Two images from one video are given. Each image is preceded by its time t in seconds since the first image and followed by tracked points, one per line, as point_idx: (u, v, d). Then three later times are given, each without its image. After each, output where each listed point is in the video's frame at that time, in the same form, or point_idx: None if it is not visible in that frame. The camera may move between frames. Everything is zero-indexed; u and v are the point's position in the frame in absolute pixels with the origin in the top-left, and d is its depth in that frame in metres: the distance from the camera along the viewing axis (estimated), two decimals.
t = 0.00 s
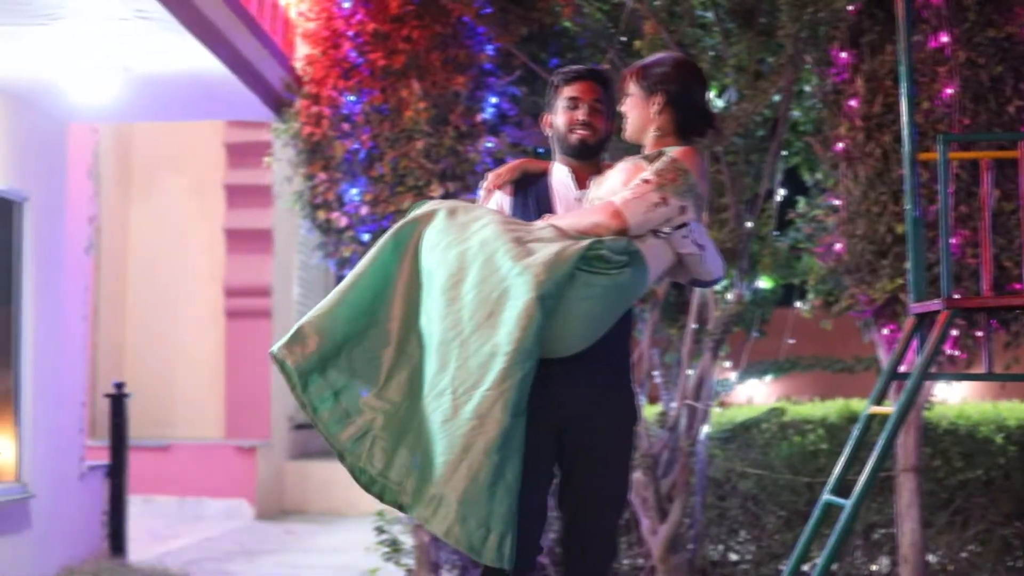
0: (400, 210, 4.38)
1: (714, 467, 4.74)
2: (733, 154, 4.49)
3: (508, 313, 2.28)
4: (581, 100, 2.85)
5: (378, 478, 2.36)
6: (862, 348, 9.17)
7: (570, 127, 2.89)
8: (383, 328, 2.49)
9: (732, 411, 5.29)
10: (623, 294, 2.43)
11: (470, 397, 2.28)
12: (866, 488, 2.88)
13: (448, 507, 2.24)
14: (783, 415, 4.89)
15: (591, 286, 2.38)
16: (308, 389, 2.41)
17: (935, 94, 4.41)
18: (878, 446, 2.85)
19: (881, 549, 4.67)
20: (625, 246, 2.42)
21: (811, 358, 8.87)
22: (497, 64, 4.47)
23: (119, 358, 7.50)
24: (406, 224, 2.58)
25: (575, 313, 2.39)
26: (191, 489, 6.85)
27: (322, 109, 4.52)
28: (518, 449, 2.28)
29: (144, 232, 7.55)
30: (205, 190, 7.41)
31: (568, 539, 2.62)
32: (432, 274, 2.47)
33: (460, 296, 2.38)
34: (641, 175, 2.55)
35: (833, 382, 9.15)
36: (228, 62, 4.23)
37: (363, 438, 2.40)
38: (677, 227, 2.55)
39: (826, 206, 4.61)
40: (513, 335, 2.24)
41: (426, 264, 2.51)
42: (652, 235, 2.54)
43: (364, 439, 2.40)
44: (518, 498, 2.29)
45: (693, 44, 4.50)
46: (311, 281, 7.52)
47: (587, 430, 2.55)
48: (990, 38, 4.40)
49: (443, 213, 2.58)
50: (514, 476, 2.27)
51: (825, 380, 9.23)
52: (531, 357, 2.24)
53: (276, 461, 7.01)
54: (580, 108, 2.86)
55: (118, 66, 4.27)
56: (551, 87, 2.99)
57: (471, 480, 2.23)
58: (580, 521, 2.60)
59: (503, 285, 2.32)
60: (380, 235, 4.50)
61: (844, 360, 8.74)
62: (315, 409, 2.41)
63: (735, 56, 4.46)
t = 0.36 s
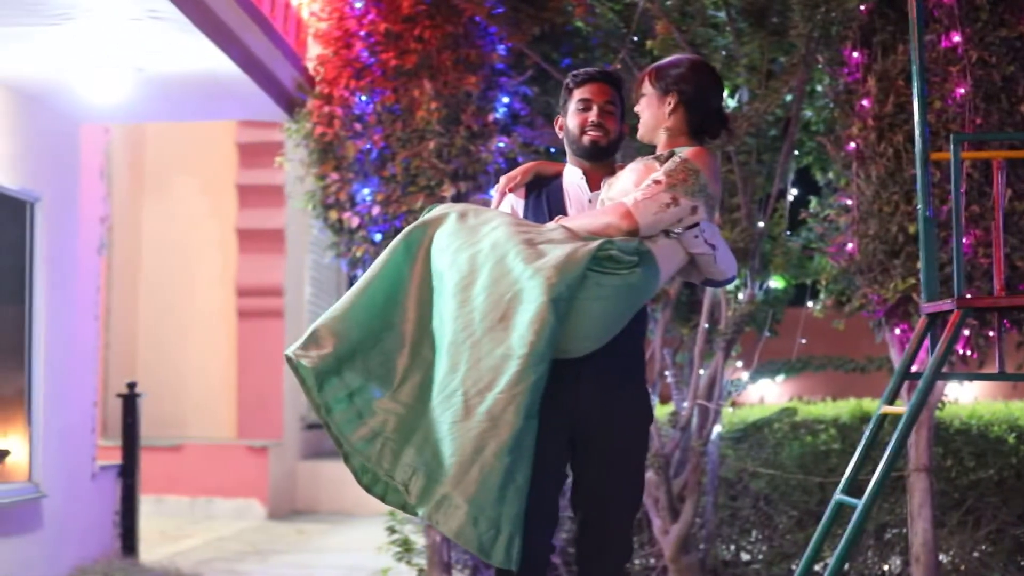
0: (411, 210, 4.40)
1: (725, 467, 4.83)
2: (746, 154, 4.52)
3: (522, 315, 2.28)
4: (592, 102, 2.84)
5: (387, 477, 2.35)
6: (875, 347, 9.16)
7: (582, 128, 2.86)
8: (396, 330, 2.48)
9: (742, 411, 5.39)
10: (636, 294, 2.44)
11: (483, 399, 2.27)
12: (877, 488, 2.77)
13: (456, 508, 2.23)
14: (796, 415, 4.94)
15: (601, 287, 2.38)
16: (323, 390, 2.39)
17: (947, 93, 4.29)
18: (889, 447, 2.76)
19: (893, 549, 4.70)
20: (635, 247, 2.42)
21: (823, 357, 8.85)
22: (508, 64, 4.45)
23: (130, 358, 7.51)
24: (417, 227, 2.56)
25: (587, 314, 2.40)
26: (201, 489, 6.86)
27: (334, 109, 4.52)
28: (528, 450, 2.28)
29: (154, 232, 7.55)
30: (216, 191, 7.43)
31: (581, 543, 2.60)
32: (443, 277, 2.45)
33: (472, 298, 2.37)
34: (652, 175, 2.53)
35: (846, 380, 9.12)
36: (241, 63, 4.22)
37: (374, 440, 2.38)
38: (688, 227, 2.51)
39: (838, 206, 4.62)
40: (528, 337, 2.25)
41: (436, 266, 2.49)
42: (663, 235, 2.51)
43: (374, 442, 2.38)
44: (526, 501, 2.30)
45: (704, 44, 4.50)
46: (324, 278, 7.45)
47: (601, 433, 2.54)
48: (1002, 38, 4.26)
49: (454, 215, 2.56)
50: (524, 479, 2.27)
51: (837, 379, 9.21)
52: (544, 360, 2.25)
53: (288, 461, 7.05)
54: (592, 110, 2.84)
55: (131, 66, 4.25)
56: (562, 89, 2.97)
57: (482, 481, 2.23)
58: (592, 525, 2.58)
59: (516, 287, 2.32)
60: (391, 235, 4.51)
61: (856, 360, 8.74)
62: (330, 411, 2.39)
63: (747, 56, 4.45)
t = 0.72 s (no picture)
0: (419, 209, 4.41)
1: (733, 467, 4.85)
2: (754, 154, 4.51)
3: (531, 319, 2.27)
4: (599, 101, 2.80)
5: (401, 484, 2.33)
6: (882, 347, 9.15)
7: (590, 126, 2.83)
8: (406, 337, 2.45)
9: (751, 411, 5.41)
10: (640, 297, 2.40)
11: (492, 403, 2.27)
12: (885, 487, 2.78)
13: (469, 511, 2.24)
14: (804, 415, 4.96)
15: (609, 289, 2.36)
16: (335, 400, 2.36)
17: (955, 93, 4.21)
18: (897, 445, 2.76)
19: (901, 549, 4.71)
20: (641, 248, 2.40)
21: (831, 357, 8.85)
22: (517, 64, 4.43)
23: (138, 359, 7.50)
24: (422, 233, 2.50)
25: (595, 317, 2.36)
26: (209, 489, 6.86)
27: (342, 109, 4.52)
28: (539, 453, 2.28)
29: (163, 232, 7.56)
30: (225, 191, 7.44)
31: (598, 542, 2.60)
32: (450, 283, 2.42)
33: (479, 302, 2.34)
34: (659, 178, 2.51)
35: (855, 380, 9.10)
36: (250, 63, 4.22)
37: (387, 448, 2.36)
38: (695, 230, 2.51)
39: (846, 206, 4.62)
40: (536, 340, 2.24)
41: (442, 271, 2.45)
42: (670, 236, 2.51)
43: (387, 449, 2.36)
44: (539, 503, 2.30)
45: (713, 44, 4.48)
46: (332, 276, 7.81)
47: (618, 432, 2.54)
48: (1011, 37, 4.17)
49: (458, 218, 2.51)
50: (535, 481, 2.28)
51: (845, 380, 9.20)
52: (552, 363, 2.25)
53: (296, 461, 7.07)
54: (600, 109, 2.81)
55: (139, 66, 4.24)
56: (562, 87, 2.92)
57: (494, 485, 2.24)
58: (611, 522, 2.57)
59: (523, 290, 2.31)
60: (400, 235, 4.53)
61: (864, 360, 8.73)
62: (341, 420, 2.35)
63: (755, 56, 4.47)
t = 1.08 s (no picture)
0: (424, 209, 4.40)
1: (738, 466, 4.85)
2: (758, 154, 4.53)
3: (540, 325, 2.27)
4: (609, 101, 2.82)
5: (413, 489, 2.35)
6: (887, 347, 9.14)
7: (599, 124, 2.83)
8: (413, 340, 2.44)
9: (755, 411, 5.40)
10: (646, 302, 2.41)
11: (503, 409, 2.28)
12: (890, 486, 2.74)
13: (481, 518, 2.24)
14: (808, 414, 4.96)
15: (617, 295, 2.36)
16: (343, 404, 2.36)
17: (960, 93, 4.20)
18: (902, 445, 2.74)
19: (906, 548, 4.71)
20: (648, 253, 2.40)
21: (835, 357, 8.82)
22: (521, 63, 4.44)
23: (142, 358, 7.51)
24: (429, 235, 2.49)
25: (603, 323, 2.36)
26: (217, 489, 6.87)
27: (347, 109, 4.53)
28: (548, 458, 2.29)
29: (167, 231, 7.56)
30: (229, 191, 7.44)
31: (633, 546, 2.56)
32: (459, 288, 2.42)
33: (489, 308, 2.34)
34: (664, 182, 2.48)
35: (860, 380, 9.07)
36: (254, 62, 4.21)
37: (396, 452, 2.36)
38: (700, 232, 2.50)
39: (850, 205, 4.61)
40: (546, 347, 2.24)
41: (450, 275, 2.45)
42: (676, 239, 2.52)
43: (396, 453, 2.37)
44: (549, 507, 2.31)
45: (718, 43, 4.49)
46: (337, 277, 7.84)
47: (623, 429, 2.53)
48: (1016, 37, 4.15)
49: (466, 222, 2.51)
50: (544, 485, 2.28)
51: (849, 379, 9.19)
52: (562, 369, 2.24)
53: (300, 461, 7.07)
54: (611, 108, 2.82)
55: (144, 65, 4.24)
56: (563, 85, 2.92)
57: (505, 491, 2.23)
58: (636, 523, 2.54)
59: (533, 297, 2.30)
60: (404, 235, 4.53)
61: (869, 359, 8.72)
62: (350, 424, 2.36)
63: (760, 55, 4.47)
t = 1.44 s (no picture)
0: (425, 208, 4.40)
1: (739, 466, 4.88)
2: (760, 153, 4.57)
3: (556, 324, 2.26)
4: (618, 108, 2.83)
5: (424, 486, 2.33)
6: (888, 346, 9.14)
7: (606, 131, 2.85)
8: (423, 337, 2.42)
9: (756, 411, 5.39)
10: (657, 300, 2.38)
11: (520, 409, 2.23)
12: (890, 486, 2.76)
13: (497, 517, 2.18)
14: (810, 413, 4.95)
15: (631, 295, 2.34)
16: (353, 399, 2.38)
17: (961, 93, 4.20)
18: (903, 445, 2.75)
19: (907, 547, 4.71)
20: (661, 252, 2.38)
21: (836, 356, 8.83)
22: (522, 62, 4.44)
23: (143, 357, 7.51)
24: (439, 233, 2.51)
25: (617, 324, 2.33)
26: (218, 488, 6.87)
27: (348, 108, 4.52)
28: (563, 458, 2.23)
29: (168, 231, 7.57)
30: (230, 190, 7.44)
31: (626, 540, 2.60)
32: (470, 286, 2.41)
33: (503, 308, 2.33)
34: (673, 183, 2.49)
35: (860, 379, 9.07)
36: (255, 61, 4.21)
37: (404, 447, 2.36)
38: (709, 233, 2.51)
39: (851, 204, 4.61)
40: (564, 347, 2.21)
41: (461, 274, 2.45)
42: (685, 239, 2.52)
43: (404, 448, 2.36)
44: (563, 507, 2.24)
45: (719, 43, 4.54)
46: (337, 276, 7.84)
47: (623, 427, 2.53)
48: (1017, 36, 4.15)
49: (476, 220, 2.52)
50: (559, 483, 2.22)
51: (850, 378, 9.19)
52: (579, 370, 2.21)
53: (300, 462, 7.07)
54: (620, 116, 2.84)
55: (144, 65, 4.24)
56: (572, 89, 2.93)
57: (522, 491, 2.17)
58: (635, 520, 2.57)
59: (548, 297, 2.29)
60: (405, 234, 4.54)
61: (870, 359, 8.73)
62: (357, 419, 2.38)
63: (761, 54, 4.48)
